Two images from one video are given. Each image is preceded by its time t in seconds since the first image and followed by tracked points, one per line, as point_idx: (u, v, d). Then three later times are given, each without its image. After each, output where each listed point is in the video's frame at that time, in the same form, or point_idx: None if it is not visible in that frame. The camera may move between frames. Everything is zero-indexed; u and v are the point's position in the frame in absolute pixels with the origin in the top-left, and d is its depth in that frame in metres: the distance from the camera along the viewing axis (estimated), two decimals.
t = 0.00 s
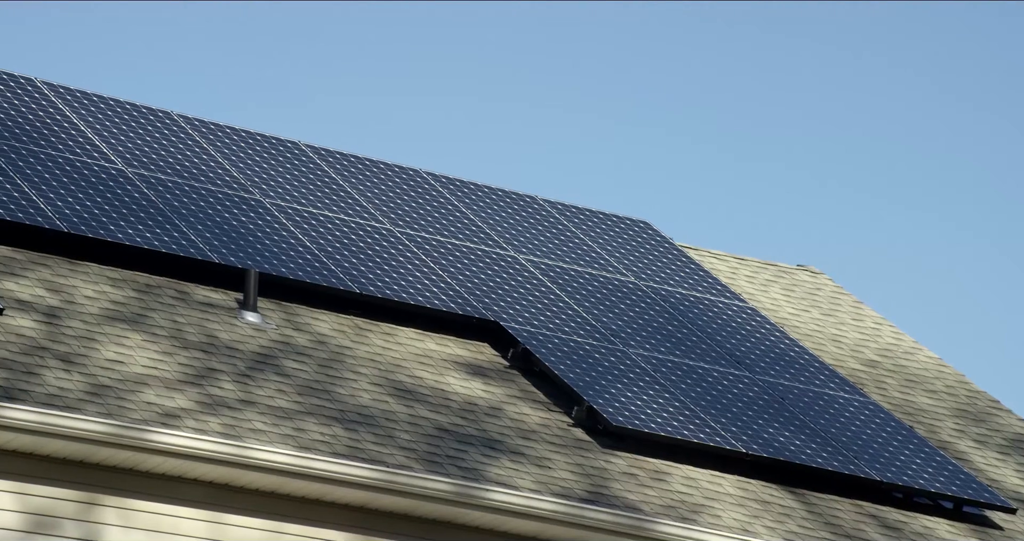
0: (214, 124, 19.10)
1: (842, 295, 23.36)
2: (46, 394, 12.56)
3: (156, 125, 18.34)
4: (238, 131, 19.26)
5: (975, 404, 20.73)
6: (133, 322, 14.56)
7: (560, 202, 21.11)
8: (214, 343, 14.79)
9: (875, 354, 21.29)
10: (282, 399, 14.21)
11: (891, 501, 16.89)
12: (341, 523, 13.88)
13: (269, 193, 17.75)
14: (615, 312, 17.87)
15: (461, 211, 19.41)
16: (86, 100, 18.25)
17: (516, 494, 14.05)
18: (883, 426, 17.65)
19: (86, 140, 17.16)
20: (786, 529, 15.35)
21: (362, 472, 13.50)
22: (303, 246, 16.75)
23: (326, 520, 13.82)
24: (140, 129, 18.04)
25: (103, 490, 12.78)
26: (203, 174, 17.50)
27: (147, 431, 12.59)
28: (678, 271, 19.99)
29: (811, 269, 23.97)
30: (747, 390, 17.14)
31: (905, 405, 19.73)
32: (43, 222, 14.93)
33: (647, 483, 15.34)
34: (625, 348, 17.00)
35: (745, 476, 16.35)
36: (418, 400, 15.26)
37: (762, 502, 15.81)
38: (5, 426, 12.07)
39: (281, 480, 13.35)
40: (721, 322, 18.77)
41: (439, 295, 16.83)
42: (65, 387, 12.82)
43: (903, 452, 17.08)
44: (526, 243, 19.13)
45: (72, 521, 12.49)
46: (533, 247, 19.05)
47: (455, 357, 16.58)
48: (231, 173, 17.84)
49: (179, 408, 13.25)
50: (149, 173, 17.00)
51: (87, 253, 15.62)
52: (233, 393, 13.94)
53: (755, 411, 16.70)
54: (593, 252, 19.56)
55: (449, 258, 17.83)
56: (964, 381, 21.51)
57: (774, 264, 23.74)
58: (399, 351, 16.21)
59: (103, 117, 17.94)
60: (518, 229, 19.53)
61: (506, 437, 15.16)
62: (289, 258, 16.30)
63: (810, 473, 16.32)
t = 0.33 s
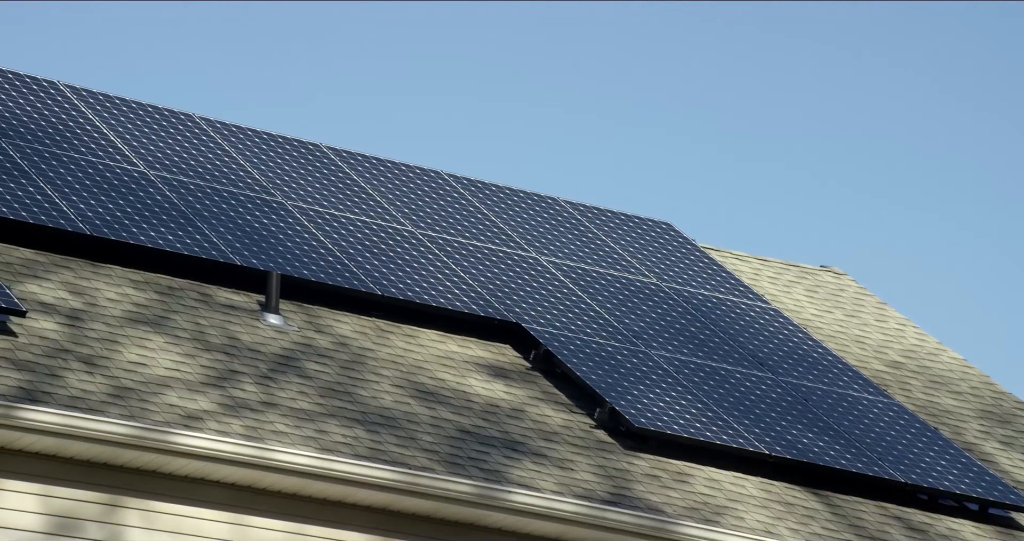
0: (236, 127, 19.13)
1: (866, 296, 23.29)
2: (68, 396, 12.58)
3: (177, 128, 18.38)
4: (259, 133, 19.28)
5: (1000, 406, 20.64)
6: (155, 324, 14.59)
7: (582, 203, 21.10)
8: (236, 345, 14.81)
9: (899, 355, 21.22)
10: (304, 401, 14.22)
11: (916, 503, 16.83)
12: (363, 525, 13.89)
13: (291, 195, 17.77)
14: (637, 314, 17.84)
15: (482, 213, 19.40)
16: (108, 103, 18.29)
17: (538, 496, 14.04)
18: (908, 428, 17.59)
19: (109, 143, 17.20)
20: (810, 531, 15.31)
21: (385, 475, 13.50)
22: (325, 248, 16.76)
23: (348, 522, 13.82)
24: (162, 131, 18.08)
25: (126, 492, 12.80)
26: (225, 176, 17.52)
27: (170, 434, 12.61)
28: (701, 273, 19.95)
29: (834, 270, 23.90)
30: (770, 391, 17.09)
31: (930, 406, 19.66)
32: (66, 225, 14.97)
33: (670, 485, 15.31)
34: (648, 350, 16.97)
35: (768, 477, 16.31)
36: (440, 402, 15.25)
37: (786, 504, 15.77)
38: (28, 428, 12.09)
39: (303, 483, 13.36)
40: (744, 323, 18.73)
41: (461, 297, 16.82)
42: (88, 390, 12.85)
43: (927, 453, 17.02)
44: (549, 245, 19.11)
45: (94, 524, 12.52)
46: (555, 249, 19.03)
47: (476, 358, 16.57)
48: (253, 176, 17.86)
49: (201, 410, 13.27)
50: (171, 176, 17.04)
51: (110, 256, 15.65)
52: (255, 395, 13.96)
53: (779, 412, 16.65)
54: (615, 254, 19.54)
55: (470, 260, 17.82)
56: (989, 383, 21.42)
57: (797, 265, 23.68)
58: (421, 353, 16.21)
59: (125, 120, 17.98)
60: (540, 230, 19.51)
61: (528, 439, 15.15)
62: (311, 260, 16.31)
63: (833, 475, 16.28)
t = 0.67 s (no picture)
0: (257, 129, 19.16)
1: (889, 296, 23.23)
2: (91, 398, 12.60)
3: (199, 130, 18.40)
4: (280, 135, 19.30)
5: None
6: (177, 326, 14.61)
7: (602, 204, 21.08)
8: (257, 347, 14.83)
9: (923, 356, 21.15)
10: (326, 403, 14.22)
11: (940, 504, 16.77)
12: (386, 527, 13.89)
13: (312, 197, 17.78)
14: (659, 315, 17.81)
15: (503, 214, 19.39)
16: (130, 105, 18.34)
17: (560, 498, 14.02)
18: (932, 429, 17.53)
19: (130, 146, 17.24)
20: (833, 533, 15.27)
21: (407, 476, 13.50)
22: (346, 249, 16.77)
23: (371, 524, 13.82)
24: (183, 134, 18.11)
25: (148, 493, 12.82)
26: (246, 179, 17.54)
27: (192, 435, 12.63)
28: (722, 274, 19.92)
29: (857, 270, 23.83)
30: (792, 392, 17.05)
31: (954, 408, 19.60)
32: (88, 227, 15.01)
33: (692, 486, 15.28)
34: (669, 351, 16.94)
35: (790, 478, 16.26)
36: (462, 404, 15.25)
37: (809, 505, 15.73)
38: (51, 430, 12.13)
39: (325, 484, 13.37)
40: (766, 324, 18.69)
41: (482, 298, 16.82)
42: (110, 391, 12.87)
43: (952, 455, 16.96)
44: (570, 246, 19.10)
45: (116, 525, 12.54)
46: (576, 250, 19.02)
47: (498, 360, 16.57)
48: (273, 178, 17.88)
49: (223, 412, 13.28)
50: (192, 178, 17.06)
51: (131, 258, 15.68)
52: (276, 397, 13.97)
53: (802, 413, 16.62)
54: (636, 255, 19.51)
55: (491, 261, 17.82)
56: (1014, 384, 21.34)
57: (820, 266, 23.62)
58: (442, 354, 16.21)
59: (147, 123, 18.01)
60: (561, 232, 19.50)
61: (550, 440, 15.14)
62: (332, 262, 16.32)
63: (856, 476, 16.23)
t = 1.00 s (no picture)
0: (278, 131, 19.18)
1: (912, 297, 23.16)
2: (113, 400, 12.62)
3: (220, 132, 18.43)
4: (301, 137, 19.32)
5: None
6: (198, 328, 14.63)
7: (623, 206, 21.05)
8: (278, 349, 14.84)
9: (947, 357, 21.09)
10: (346, 405, 14.23)
11: (965, 507, 16.71)
12: (408, 529, 13.89)
13: (332, 199, 17.80)
14: (680, 317, 17.79)
15: (523, 216, 19.38)
16: (151, 108, 18.37)
17: (582, 500, 14.01)
18: (956, 430, 17.47)
19: (152, 148, 17.27)
20: (855, 535, 15.22)
21: (429, 478, 13.50)
22: (366, 251, 16.78)
23: (393, 526, 13.83)
24: (204, 136, 18.14)
25: (171, 495, 12.84)
26: (267, 181, 17.56)
27: (213, 437, 12.64)
28: (744, 275, 19.88)
29: (879, 271, 23.77)
30: (815, 394, 17.01)
31: (978, 409, 19.53)
32: (109, 230, 15.04)
33: (714, 488, 15.25)
34: (691, 353, 16.92)
35: (813, 480, 16.22)
36: (483, 406, 15.24)
37: (832, 507, 15.69)
38: (73, 432, 12.15)
39: (347, 486, 13.38)
40: (788, 326, 18.65)
41: (502, 300, 16.81)
42: (132, 393, 12.89)
43: (976, 456, 16.91)
44: (590, 247, 19.08)
45: (138, 527, 12.56)
46: (597, 252, 19.00)
47: (519, 362, 16.56)
48: (294, 180, 17.89)
49: (244, 414, 13.30)
50: (213, 180, 17.09)
51: (154, 260, 15.70)
52: (297, 399, 13.98)
53: (824, 415, 16.58)
54: (657, 256, 19.49)
55: (512, 263, 17.81)
56: None
57: (842, 267, 23.57)
58: (463, 356, 16.20)
59: (168, 125, 18.05)
60: (581, 233, 19.48)
61: (571, 442, 15.12)
62: (352, 264, 16.33)
63: (878, 478, 16.19)
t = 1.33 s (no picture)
0: (300, 136, 19.21)
1: (937, 302, 23.08)
2: (136, 405, 12.64)
3: (243, 137, 18.46)
4: (324, 142, 19.34)
5: None
6: (221, 333, 14.65)
7: (646, 210, 21.03)
8: (301, 354, 14.85)
9: (973, 362, 21.00)
10: (370, 410, 14.24)
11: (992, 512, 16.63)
12: (432, 534, 13.89)
13: (355, 204, 17.81)
14: (704, 321, 17.75)
15: (546, 220, 19.37)
16: (174, 113, 18.42)
17: (606, 505, 13.99)
18: (983, 435, 17.40)
19: (175, 154, 17.31)
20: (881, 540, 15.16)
21: (452, 483, 13.49)
22: (389, 256, 16.79)
23: (417, 531, 13.82)
24: (227, 141, 18.17)
25: (194, 500, 12.86)
26: (289, 186, 17.59)
27: (237, 442, 12.66)
28: (768, 279, 19.83)
29: (904, 275, 23.70)
30: (840, 399, 16.96)
31: (1004, 414, 19.45)
32: (132, 236, 15.08)
33: (738, 493, 15.21)
34: (715, 357, 16.88)
35: (838, 485, 16.17)
36: (506, 410, 15.23)
37: (857, 512, 15.64)
38: (97, 438, 12.18)
39: (370, 492, 13.38)
40: (813, 330, 18.60)
41: (525, 305, 16.80)
42: (156, 399, 12.91)
43: (1003, 462, 16.83)
44: (614, 252, 19.06)
45: (163, 533, 12.59)
46: (620, 256, 18.98)
47: (542, 367, 16.54)
48: (317, 185, 17.91)
49: (267, 419, 13.31)
50: (236, 186, 17.11)
51: (177, 265, 15.72)
52: (321, 403, 13.99)
53: (850, 420, 16.52)
54: (681, 261, 19.45)
55: (535, 268, 17.80)
56: None
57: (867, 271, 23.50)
58: (486, 361, 16.19)
59: (191, 131, 18.09)
60: (604, 238, 19.45)
61: (595, 447, 15.10)
62: (375, 269, 16.34)
63: (903, 482, 16.13)
